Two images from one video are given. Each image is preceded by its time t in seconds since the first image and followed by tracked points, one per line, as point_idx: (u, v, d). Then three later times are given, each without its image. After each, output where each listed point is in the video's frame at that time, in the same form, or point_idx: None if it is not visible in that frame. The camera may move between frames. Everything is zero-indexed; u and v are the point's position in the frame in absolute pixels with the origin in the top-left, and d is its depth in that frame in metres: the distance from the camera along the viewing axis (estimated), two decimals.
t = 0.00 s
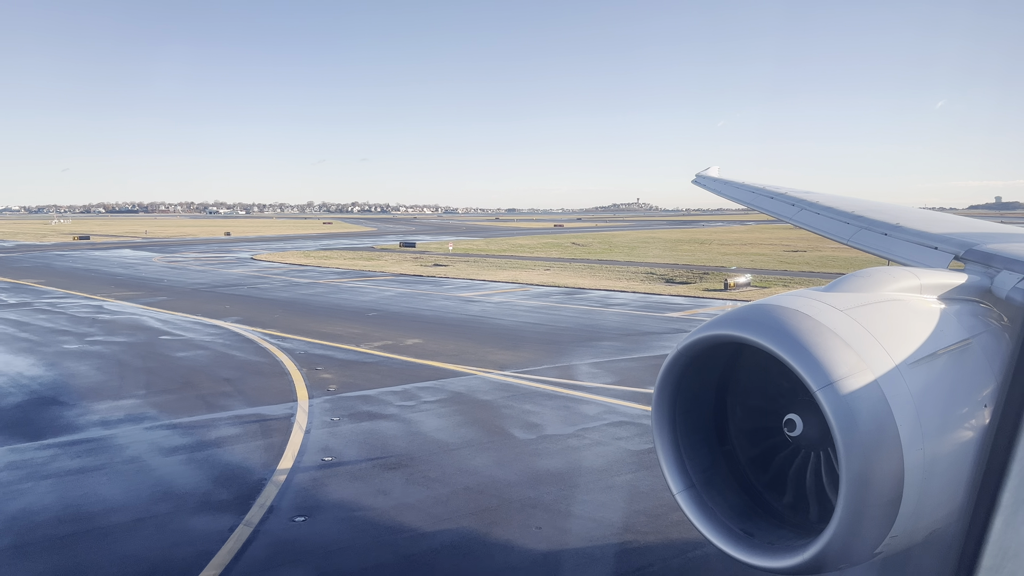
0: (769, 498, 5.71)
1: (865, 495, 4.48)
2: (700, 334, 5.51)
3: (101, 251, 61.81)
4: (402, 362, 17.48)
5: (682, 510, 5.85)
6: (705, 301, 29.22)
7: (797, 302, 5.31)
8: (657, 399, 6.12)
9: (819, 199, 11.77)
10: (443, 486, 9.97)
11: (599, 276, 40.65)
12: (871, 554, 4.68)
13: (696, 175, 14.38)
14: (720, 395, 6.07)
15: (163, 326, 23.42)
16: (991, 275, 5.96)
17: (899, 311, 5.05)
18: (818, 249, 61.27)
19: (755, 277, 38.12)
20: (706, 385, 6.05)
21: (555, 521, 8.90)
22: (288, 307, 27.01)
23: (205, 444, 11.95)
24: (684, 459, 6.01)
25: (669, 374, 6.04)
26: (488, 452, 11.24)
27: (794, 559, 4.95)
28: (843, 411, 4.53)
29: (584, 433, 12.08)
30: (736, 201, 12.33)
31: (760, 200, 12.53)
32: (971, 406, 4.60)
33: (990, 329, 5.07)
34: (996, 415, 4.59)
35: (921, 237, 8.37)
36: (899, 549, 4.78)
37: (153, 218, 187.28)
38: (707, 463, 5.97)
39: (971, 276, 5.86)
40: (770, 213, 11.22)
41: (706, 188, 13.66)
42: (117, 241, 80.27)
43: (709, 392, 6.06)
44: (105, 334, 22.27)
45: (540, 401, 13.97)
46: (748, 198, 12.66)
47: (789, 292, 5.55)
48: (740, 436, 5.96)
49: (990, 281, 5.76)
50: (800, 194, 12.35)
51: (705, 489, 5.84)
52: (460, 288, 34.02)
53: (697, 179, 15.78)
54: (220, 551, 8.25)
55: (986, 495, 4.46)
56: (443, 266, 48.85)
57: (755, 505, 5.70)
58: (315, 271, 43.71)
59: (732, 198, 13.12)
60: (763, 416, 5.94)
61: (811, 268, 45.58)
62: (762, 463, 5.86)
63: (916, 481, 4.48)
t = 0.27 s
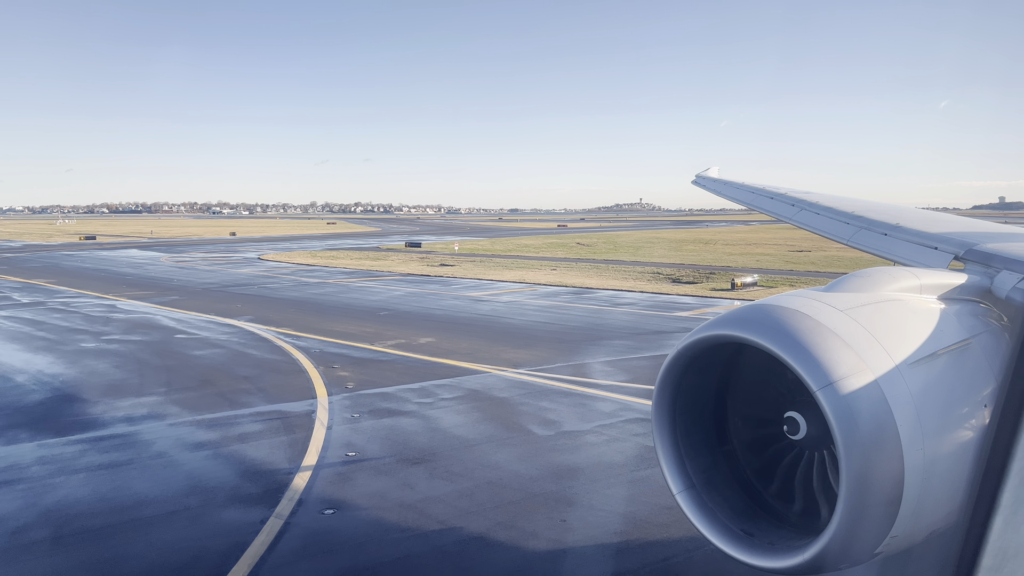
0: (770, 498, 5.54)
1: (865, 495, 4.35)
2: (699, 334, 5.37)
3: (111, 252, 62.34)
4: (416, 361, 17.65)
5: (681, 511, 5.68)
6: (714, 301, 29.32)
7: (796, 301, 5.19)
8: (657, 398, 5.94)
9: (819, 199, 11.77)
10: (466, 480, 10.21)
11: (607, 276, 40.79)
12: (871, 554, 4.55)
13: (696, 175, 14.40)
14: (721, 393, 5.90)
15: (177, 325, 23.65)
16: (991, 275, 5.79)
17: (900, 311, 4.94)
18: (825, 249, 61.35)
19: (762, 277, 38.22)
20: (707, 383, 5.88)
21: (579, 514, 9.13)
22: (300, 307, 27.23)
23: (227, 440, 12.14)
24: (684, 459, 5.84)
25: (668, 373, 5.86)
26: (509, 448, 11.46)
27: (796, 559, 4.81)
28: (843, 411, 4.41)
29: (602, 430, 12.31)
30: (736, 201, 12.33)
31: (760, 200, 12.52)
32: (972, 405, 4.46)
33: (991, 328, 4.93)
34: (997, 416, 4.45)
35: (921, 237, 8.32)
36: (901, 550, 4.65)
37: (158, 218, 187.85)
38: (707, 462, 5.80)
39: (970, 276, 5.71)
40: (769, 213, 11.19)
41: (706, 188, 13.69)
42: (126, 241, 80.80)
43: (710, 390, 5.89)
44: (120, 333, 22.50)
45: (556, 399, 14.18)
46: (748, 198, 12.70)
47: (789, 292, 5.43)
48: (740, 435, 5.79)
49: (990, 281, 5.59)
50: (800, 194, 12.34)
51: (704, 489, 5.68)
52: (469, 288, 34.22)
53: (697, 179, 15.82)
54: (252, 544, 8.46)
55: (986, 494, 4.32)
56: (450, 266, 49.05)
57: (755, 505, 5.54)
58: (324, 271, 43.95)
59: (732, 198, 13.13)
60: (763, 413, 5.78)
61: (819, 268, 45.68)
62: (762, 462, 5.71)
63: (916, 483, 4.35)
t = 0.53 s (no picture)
0: (769, 498, 5.66)
1: (864, 495, 4.48)
2: (700, 335, 5.50)
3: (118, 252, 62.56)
4: (432, 358, 17.96)
5: (682, 511, 5.81)
6: (721, 300, 29.54)
7: (797, 302, 5.32)
8: (658, 400, 6.08)
9: (819, 200, 11.88)
10: (489, 474, 10.43)
11: (613, 276, 40.99)
12: (871, 554, 4.69)
13: (697, 176, 14.50)
14: (720, 395, 6.04)
15: (191, 324, 23.91)
16: (991, 275, 5.97)
17: (899, 312, 5.06)
18: (829, 249, 61.48)
19: (768, 276, 38.43)
20: (706, 385, 6.01)
21: (602, 507, 9.36)
22: (311, 306, 27.50)
23: (252, 436, 12.38)
24: (684, 459, 5.97)
25: (669, 374, 6.00)
26: (528, 443, 11.69)
27: (795, 559, 4.92)
28: (843, 411, 4.54)
29: (620, 427, 12.53)
30: (737, 202, 12.41)
31: (761, 201, 12.63)
32: (970, 405, 4.62)
33: (989, 329, 5.10)
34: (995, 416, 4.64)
35: (921, 238, 8.44)
36: (899, 549, 4.79)
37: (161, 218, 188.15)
38: (707, 463, 5.93)
39: (971, 275, 5.90)
40: (771, 214, 11.29)
41: (707, 189, 13.82)
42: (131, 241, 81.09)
43: (710, 392, 6.03)
44: (136, 332, 22.77)
45: (572, 396, 14.40)
46: (750, 198, 12.83)
47: (790, 292, 5.55)
48: (740, 436, 5.93)
49: (990, 281, 5.79)
50: (800, 194, 12.48)
51: (705, 489, 5.81)
52: (477, 287, 34.46)
53: (698, 179, 15.92)
54: (285, 536, 8.67)
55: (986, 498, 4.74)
56: (456, 266, 49.25)
57: (755, 505, 5.66)
58: (331, 271, 44.17)
59: (732, 198, 13.30)
60: (763, 415, 5.90)
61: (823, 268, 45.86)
62: (762, 463, 5.84)
63: (915, 482, 4.49)
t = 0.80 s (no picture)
0: (769, 498, 5.59)
1: (864, 495, 4.40)
2: (701, 333, 5.41)
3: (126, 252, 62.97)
4: (446, 357, 18.13)
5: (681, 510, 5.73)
6: (729, 301, 29.59)
7: (797, 301, 5.23)
8: (658, 399, 5.99)
9: (817, 200, 11.53)
10: (511, 469, 10.66)
11: (620, 276, 41.05)
12: (871, 554, 4.60)
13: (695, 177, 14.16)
14: (720, 395, 5.96)
15: (205, 323, 24.14)
16: (990, 275, 5.80)
17: (901, 311, 4.96)
18: (836, 249, 61.42)
19: (776, 276, 38.44)
20: (706, 384, 5.93)
21: (625, 501, 9.57)
22: (323, 305, 27.72)
23: (275, 432, 12.59)
24: (683, 458, 5.89)
25: (669, 373, 5.92)
26: (548, 439, 11.90)
27: (796, 559, 4.85)
28: (843, 410, 4.46)
29: (638, 423, 12.75)
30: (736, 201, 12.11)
31: (760, 200, 12.27)
32: (971, 405, 4.51)
33: (991, 328, 4.97)
34: (997, 416, 4.50)
35: (922, 237, 8.18)
36: (900, 550, 4.70)
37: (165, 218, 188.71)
38: (707, 462, 5.85)
39: (970, 276, 5.73)
40: (769, 213, 11.01)
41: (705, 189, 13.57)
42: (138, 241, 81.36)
43: (711, 390, 5.94)
44: (152, 330, 23.02)
45: (588, 394, 14.61)
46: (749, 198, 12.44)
47: (789, 291, 5.46)
48: (740, 435, 5.85)
49: (990, 281, 5.62)
50: (799, 194, 12.19)
51: (704, 489, 5.73)
52: (486, 287, 34.62)
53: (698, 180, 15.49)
54: (315, 529, 8.88)
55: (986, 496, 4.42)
56: (463, 265, 49.38)
57: (755, 505, 5.59)
58: (339, 271, 44.37)
59: (732, 199, 12.93)
60: (764, 415, 5.83)
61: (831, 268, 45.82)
62: (763, 463, 5.76)
63: (916, 482, 4.39)
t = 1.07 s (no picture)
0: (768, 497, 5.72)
1: (864, 494, 4.48)
2: (701, 333, 5.53)
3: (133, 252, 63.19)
4: (460, 355, 18.40)
5: (682, 510, 5.87)
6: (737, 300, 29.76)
7: (796, 302, 5.33)
8: (658, 400, 6.16)
9: (818, 200, 11.65)
10: (533, 463, 10.89)
11: (627, 276, 41.22)
12: (872, 554, 4.68)
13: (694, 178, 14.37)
14: (720, 395, 6.12)
15: (220, 322, 24.43)
16: (990, 275, 5.89)
17: (900, 312, 5.05)
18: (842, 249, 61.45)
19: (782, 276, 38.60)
20: (706, 385, 6.09)
21: (647, 495, 9.79)
22: (335, 304, 28.01)
23: (300, 427, 12.84)
24: (684, 460, 6.04)
25: (669, 374, 6.08)
26: (567, 435, 12.13)
27: (795, 559, 4.96)
28: (843, 411, 4.54)
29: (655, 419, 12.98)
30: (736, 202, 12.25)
31: (761, 200, 12.43)
32: (971, 406, 4.57)
33: (990, 329, 5.03)
34: (997, 416, 4.55)
35: (921, 238, 8.32)
36: (899, 549, 4.79)
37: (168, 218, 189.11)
38: (707, 462, 6.00)
39: (971, 275, 5.83)
40: (770, 213, 11.14)
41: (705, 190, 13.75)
42: (143, 241, 81.49)
43: (710, 392, 6.11)
44: (168, 329, 23.34)
45: (603, 391, 14.84)
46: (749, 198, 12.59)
47: (790, 292, 5.57)
48: (740, 436, 6.00)
49: (989, 281, 5.71)
50: (799, 194, 12.32)
51: (704, 489, 5.87)
52: (494, 287, 34.85)
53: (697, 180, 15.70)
54: (347, 520, 9.12)
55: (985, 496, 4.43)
56: (469, 265, 49.60)
57: (755, 506, 5.71)
58: (347, 271, 44.58)
59: (731, 199, 13.11)
60: (763, 415, 5.97)
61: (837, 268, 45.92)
62: (762, 463, 5.90)
63: (916, 482, 4.46)
